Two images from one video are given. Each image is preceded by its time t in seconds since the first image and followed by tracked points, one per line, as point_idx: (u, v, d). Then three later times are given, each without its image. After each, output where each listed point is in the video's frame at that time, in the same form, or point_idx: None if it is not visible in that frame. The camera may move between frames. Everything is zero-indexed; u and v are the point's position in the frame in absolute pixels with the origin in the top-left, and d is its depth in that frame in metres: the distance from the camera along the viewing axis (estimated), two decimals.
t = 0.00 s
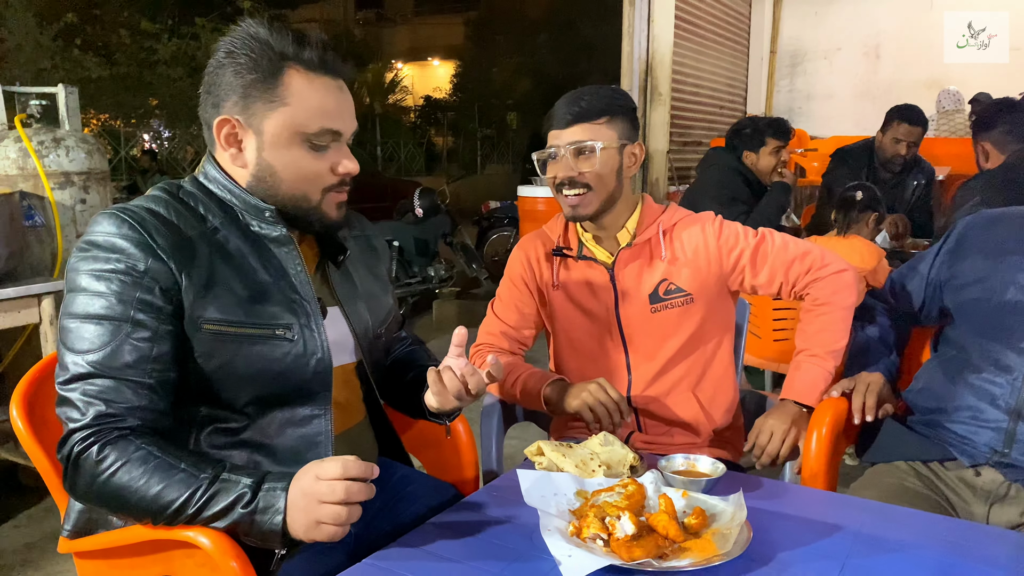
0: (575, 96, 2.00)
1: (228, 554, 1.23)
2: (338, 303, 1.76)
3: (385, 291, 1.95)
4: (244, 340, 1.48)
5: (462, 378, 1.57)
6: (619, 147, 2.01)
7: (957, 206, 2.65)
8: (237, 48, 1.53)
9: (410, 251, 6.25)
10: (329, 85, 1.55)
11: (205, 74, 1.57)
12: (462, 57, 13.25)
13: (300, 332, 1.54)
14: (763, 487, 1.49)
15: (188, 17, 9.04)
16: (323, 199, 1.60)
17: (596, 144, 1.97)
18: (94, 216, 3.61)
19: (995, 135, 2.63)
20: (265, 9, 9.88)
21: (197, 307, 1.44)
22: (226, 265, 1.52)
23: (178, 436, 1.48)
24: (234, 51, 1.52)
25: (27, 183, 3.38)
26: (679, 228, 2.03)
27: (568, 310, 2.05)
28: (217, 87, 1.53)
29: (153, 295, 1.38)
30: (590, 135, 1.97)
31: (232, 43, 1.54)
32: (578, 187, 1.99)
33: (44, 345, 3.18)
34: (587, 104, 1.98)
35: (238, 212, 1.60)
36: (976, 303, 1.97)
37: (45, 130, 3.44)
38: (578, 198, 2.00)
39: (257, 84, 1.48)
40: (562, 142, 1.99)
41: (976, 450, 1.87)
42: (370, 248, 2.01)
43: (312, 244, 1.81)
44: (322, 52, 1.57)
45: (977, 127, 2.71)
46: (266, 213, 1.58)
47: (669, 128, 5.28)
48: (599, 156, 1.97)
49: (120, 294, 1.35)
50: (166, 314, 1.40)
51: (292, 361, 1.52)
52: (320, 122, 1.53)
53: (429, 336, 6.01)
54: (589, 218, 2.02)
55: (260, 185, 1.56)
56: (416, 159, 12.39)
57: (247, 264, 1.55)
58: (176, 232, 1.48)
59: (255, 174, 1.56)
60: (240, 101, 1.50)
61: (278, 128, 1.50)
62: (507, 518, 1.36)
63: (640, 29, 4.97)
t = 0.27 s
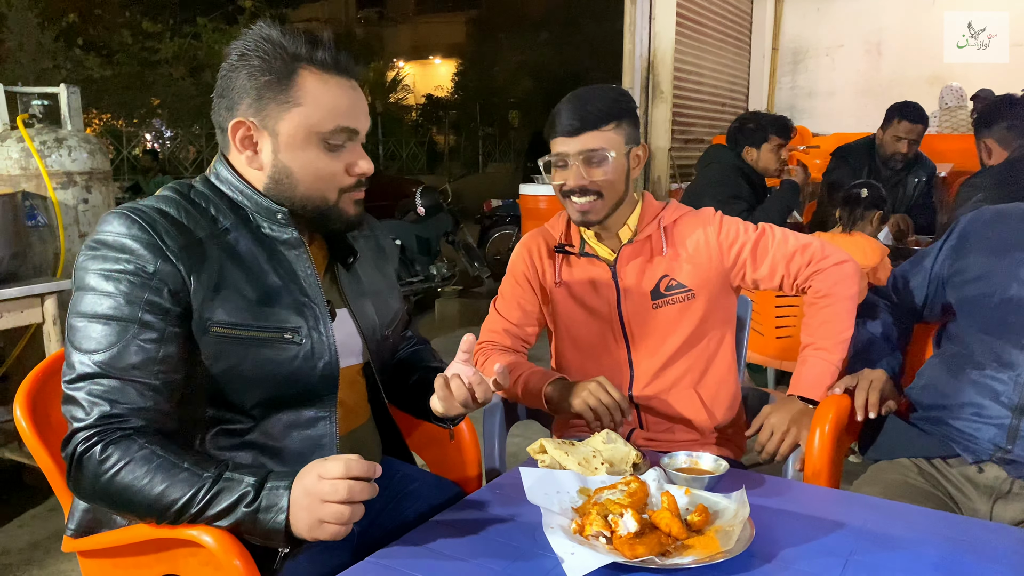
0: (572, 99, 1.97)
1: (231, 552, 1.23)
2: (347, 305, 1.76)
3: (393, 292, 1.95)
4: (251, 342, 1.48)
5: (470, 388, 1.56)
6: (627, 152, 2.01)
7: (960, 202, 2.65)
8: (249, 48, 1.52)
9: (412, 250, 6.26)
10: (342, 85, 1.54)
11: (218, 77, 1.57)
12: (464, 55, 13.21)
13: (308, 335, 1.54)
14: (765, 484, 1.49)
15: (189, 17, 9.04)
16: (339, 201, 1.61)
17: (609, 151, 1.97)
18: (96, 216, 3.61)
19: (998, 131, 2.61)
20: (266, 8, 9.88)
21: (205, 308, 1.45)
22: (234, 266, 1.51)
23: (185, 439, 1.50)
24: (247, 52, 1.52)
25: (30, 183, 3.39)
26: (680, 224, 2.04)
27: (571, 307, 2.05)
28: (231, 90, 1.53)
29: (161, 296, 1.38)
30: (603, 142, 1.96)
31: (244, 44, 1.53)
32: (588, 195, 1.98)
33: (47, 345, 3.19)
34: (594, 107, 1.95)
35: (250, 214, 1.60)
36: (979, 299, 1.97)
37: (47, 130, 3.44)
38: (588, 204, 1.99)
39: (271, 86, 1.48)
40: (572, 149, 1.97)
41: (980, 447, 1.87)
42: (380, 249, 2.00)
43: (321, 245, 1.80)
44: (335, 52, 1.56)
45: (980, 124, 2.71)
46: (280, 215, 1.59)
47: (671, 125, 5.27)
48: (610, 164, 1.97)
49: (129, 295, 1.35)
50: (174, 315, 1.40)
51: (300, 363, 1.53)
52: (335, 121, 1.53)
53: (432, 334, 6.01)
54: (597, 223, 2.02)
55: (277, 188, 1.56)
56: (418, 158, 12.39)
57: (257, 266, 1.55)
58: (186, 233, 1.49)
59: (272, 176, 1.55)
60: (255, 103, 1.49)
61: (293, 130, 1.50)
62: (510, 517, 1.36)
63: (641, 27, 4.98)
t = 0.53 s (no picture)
0: (581, 110, 1.87)
1: (233, 552, 1.23)
2: (352, 309, 1.77)
3: (397, 293, 1.95)
4: (257, 350, 1.48)
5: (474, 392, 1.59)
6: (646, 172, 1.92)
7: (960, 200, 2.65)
8: (255, 55, 1.53)
9: (414, 250, 6.28)
10: (350, 90, 1.53)
11: (225, 84, 1.58)
12: (465, 55, 13.19)
13: (314, 340, 1.54)
14: (766, 483, 1.49)
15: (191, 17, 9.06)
16: (351, 208, 1.60)
17: (637, 179, 1.87)
18: (98, 217, 3.62)
19: (998, 131, 2.62)
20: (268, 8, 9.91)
21: (210, 315, 1.45)
22: (242, 272, 1.51)
23: (185, 439, 1.48)
24: (253, 59, 1.53)
25: (32, 183, 3.39)
26: (683, 230, 2.03)
27: (574, 310, 2.04)
28: (238, 98, 1.54)
29: (167, 302, 1.39)
30: (632, 170, 1.84)
31: (251, 51, 1.54)
32: (613, 223, 1.89)
33: (49, 345, 3.20)
34: (620, 132, 1.82)
35: (259, 217, 1.59)
36: (981, 298, 1.97)
37: (49, 130, 3.45)
38: (611, 231, 1.91)
39: (276, 94, 1.48)
40: (600, 178, 1.83)
41: (981, 446, 1.87)
42: (386, 250, 2.01)
43: (327, 248, 1.80)
44: (341, 57, 1.56)
45: (981, 123, 2.71)
46: (288, 220, 1.58)
47: (672, 124, 5.27)
48: (637, 192, 1.87)
49: (134, 300, 1.36)
50: (178, 321, 1.40)
51: (306, 369, 1.53)
52: (342, 127, 1.51)
53: (433, 333, 6.02)
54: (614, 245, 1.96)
55: (285, 195, 1.56)
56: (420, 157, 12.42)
57: (265, 271, 1.54)
58: (194, 238, 1.48)
59: (280, 183, 1.55)
60: (261, 111, 1.50)
61: (300, 136, 1.50)
62: (511, 516, 1.36)
63: (643, 26, 4.97)
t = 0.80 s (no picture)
0: (591, 111, 1.86)
1: (234, 552, 1.23)
2: (353, 313, 1.76)
3: (398, 295, 1.95)
4: (255, 355, 1.48)
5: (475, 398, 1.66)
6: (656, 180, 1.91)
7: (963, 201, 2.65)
8: (253, 56, 1.53)
9: (416, 250, 6.29)
10: (347, 91, 1.52)
11: (223, 84, 1.58)
12: (468, 55, 13.18)
13: (313, 344, 1.54)
14: (768, 484, 1.49)
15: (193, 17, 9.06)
16: (343, 213, 1.59)
17: (648, 186, 1.86)
18: (101, 216, 3.62)
19: (1001, 132, 2.61)
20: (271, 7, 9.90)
21: (207, 320, 1.45)
22: (239, 276, 1.51)
23: (185, 439, 1.49)
24: (251, 60, 1.53)
25: (34, 183, 3.40)
26: (686, 232, 2.02)
27: (574, 312, 2.03)
28: (236, 100, 1.53)
29: (163, 308, 1.39)
30: (645, 175, 1.83)
31: (249, 51, 1.54)
32: (625, 231, 1.88)
33: (51, 344, 3.20)
34: (632, 135, 1.80)
35: (256, 220, 1.59)
36: (983, 299, 1.96)
37: (51, 130, 3.46)
38: (621, 238, 1.90)
39: (273, 95, 1.48)
40: (614, 184, 1.82)
41: (983, 446, 1.87)
42: (387, 251, 2.01)
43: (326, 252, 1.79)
44: (339, 57, 1.55)
45: (983, 124, 2.70)
46: (286, 224, 1.57)
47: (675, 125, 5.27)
48: (649, 199, 1.87)
49: (129, 305, 1.36)
50: (174, 327, 1.40)
51: (305, 373, 1.53)
52: (338, 129, 1.50)
53: (435, 333, 6.02)
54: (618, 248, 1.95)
55: (279, 196, 1.56)
56: (422, 157, 12.42)
57: (262, 275, 1.54)
58: (189, 243, 1.48)
59: (275, 185, 1.55)
60: (257, 112, 1.50)
61: (295, 137, 1.49)
62: (512, 517, 1.36)
63: (645, 26, 4.99)
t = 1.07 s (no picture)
0: (602, 114, 1.86)
1: (237, 552, 1.24)
2: (360, 319, 1.75)
3: (404, 297, 1.94)
4: (262, 359, 1.48)
5: (457, 379, 1.73)
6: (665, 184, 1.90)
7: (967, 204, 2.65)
8: (266, 59, 1.53)
9: (419, 251, 6.31)
10: (362, 91, 1.54)
11: (237, 87, 1.58)
12: (472, 56, 13.16)
13: (319, 349, 1.53)
14: (771, 487, 1.48)
15: (197, 18, 9.07)
16: (363, 214, 1.61)
17: (656, 190, 1.85)
18: (105, 217, 3.63)
19: (1005, 134, 2.61)
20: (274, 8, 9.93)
21: (214, 322, 1.44)
22: (248, 278, 1.50)
23: (189, 443, 1.48)
24: (265, 63, 1.53)
25: (39, 183, 3.41)
26: (690, 235, 2.01)
27: (578, 316, 2.03)
28: (251, 104, 1.53)
29: (170, 309, 1.38)
30: (653, 179, 1.83)
31: (262, 54, 1.54)
32: (633, 234, 1.88)
33: (55, 345, 3.21)
34: (642, 139, 1.80)
35: (267, 223, 1.59)
36: (987, 302, 1.95)
37: (56, 130, 3.46)
38: (629, 242, 1.90)
39: (289, 98, 1.49)
40: (622, 188, 1.82)
41: (988, 449, 1.86)
42: (394, 252, 1.99)
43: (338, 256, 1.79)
44: (353, 59, 1.56)
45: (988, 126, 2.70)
46: (297, 227, 1.57)
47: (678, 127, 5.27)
48: (658, 203, 1.86)
49: (138, 305, 1.36)
50: (181, 328, 1.40)
51: (310, 377, 1.52)
52: (358, 129, 1.52)
53: (438, 334, 6.02)
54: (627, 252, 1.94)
55: (299, 200, 1.56)
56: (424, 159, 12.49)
57: (272, 277, 1.54)
58: (199, 244, 1.48)
59: (295, 190, 1.56)
60: (275, 117, 1.50)
61: (315, 141, 1.50)
62: (515, 518, 1.36)
63: (649, 28, 5.00)
